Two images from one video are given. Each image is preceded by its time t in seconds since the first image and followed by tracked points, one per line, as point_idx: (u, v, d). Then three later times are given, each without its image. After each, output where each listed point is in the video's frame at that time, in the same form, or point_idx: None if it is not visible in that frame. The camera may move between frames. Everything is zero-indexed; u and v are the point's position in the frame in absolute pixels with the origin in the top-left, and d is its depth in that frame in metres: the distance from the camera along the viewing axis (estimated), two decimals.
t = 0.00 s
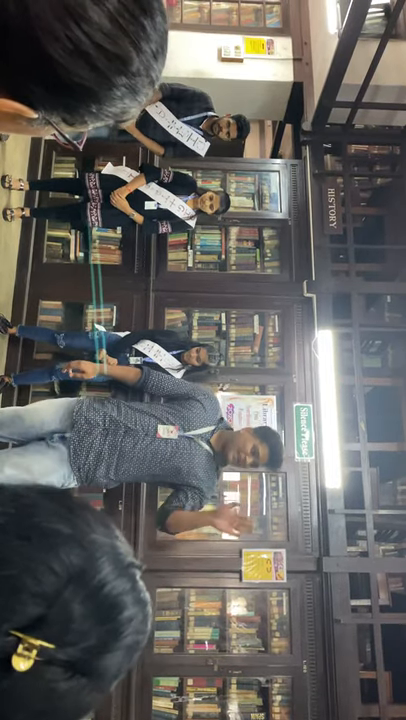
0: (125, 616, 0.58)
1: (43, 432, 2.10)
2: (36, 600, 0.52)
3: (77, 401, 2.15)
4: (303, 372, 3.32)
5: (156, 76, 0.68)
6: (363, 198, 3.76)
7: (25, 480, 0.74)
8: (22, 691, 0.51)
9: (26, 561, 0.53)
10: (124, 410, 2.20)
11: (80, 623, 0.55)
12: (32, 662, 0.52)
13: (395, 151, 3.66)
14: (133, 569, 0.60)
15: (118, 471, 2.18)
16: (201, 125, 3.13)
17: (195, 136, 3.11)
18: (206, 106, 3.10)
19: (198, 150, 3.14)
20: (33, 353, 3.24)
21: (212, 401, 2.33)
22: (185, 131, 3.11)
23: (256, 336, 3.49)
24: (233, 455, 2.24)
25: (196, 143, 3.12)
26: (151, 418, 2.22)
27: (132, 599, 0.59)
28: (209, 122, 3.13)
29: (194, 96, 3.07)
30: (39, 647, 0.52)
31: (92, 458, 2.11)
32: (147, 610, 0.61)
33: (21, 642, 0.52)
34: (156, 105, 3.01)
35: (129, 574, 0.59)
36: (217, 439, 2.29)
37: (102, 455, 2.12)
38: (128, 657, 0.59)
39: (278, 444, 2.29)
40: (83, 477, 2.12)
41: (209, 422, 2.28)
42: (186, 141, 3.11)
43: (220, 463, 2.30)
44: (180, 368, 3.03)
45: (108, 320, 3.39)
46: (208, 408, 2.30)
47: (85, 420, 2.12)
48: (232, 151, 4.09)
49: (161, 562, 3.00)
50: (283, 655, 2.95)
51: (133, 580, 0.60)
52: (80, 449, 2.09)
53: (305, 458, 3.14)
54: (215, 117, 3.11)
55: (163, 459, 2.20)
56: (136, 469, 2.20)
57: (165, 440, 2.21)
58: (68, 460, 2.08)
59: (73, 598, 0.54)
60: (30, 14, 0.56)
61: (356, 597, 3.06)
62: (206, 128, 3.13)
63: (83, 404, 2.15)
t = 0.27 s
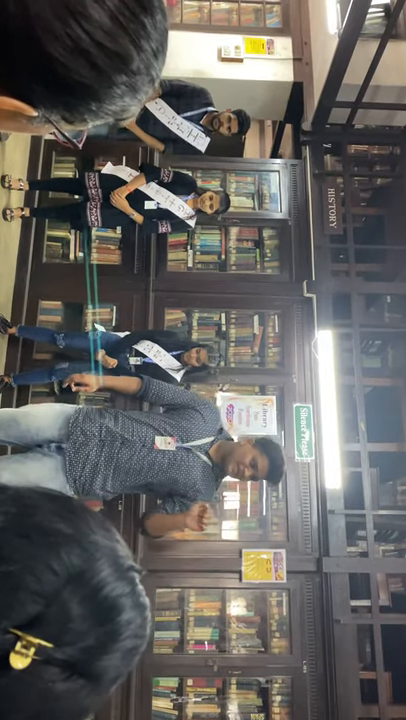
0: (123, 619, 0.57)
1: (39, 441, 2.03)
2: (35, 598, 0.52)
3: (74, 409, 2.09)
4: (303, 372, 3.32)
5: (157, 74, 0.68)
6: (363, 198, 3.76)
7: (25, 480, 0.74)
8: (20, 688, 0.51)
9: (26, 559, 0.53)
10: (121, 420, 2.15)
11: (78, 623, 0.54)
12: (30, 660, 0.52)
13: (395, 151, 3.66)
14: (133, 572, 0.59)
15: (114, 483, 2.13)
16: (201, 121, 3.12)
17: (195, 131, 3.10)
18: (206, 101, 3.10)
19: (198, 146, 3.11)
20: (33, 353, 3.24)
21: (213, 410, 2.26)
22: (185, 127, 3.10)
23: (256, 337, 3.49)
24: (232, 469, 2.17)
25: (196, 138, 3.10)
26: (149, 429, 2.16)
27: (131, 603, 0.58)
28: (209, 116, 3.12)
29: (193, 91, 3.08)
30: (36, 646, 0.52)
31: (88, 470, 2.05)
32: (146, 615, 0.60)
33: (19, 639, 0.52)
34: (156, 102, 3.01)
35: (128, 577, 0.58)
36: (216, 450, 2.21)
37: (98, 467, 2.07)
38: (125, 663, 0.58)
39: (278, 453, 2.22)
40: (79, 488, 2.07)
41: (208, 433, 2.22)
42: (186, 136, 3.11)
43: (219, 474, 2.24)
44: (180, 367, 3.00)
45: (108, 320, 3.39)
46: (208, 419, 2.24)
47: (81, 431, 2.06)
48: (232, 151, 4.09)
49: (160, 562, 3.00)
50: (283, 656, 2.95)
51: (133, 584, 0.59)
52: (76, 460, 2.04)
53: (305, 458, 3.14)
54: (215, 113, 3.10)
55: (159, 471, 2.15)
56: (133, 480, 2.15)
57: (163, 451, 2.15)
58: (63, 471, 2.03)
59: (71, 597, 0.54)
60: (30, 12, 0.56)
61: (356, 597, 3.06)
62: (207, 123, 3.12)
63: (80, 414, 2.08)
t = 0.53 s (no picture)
0: (124, 623, 0.57)
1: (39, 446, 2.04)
2: (35, 601, 0.52)
3: (72, 415, 2.09)
4: (303, 372, 3.32)
5: (158, 74, 0.68)
6: (364, 198, 3.75)
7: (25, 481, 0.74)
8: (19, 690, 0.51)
9: (26, 559, 0.53)
10: (121, 425, 2.13)
11: (78, 626, 0.54)
12: (28, 662, 0.52)
13: (395, 152, 3.66)
14: (134, 576, 0.59)
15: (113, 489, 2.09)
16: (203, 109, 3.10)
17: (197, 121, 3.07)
18: (207, 90, 3.11)
19: (201, 135, 3.07)
20: (33, 353, 3.24)
21: (212, 415, 2.28)
22: (187, 118, 3.06)
23: (256, 337, 3.49)
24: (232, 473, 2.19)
25: (198, 128, 3.07)
26: (149, 434, 2.14)
27: (132, 606, 0.58)
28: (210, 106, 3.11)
29: (194, 80, 3.08)
30: (35, 648, 0.52)
31: (88, 476, 2.03)
32: (147, 618, 0.60)
33: (17, 642, 0.51)
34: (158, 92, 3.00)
35: (129, 580, 0.58)
36: (217, 455, 2.23)
37: (98, 473, 2.05)
38: (126, 668, 0.58)
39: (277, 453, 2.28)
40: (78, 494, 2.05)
41: (208, 438, 2.23)
42: (188, 126, 3.07)
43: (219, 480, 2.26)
44: (181, 368, 3.01)
45: (108, 320, 3.38)
46: (208, 424, 2.24)
47: (80, 436, 2.05)
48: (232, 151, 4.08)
49: (161, 562, 2.99)
50: (283, 656, 2.95)
51: (134, 587, 0.58)
52: (75, 466, 2.02)
53: (305, 458, 3.14)
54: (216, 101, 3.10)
55: (160, 477, 2.13)
56: (132, 486, 2.12)
57: (163, 457, 2.13)
58: (62, 476, 2.02)
59: (71, 601, 0.54)
60: (31, 11, 0.56)
61: (357, 598, 3.06)
62: (208, 112, 3.11)
63: (79, 420, 2.07)
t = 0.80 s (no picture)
0: (126, 627, 0.57)
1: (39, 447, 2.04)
2: (37, 605, 0.52)
3: (73, 416, 2.08)
4: (304, 373, 3.32)
5: (159, 74, 0.68)
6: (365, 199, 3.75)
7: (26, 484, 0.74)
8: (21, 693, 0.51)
9: (29, 563, 0.53)
10: (122, 426, 2.13)
11: (80, 630, 0.54)
12: (31, 667, 0.51)
13: (396, 152, 3.66)
14: (136, 580, 0.59)
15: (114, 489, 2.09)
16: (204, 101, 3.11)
17: (198, 113, 3.07)
18: (207, 79, 3.10)
19: (202, 125, 3.06)
20: (34, 354, 3.24)
21: (213, 416, 2.29)
22: (188, 109, 3.06)
23: (257, 338, 3.49)
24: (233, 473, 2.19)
25: (200, 119, 3.06)
26: (149, 435, 2.15)
27: (134, 610, 0.58)
28: (212, 95, 3.11)
29: (194, 71, 3.08)
30: (38, 653, 0.52)
31: (88, 477, 2.03)
32: (148, 622, 0.60)
33: (20, 646, 0.51)
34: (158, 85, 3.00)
35: (131, 584, 0.58)
36: (217, 455, 2.24)
37: (98, 473, 2.04)
38: (128, 671, 0.58)
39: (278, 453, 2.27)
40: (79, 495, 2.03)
41: (209, 438, 2.24)
42: (190, 118, 3.06)
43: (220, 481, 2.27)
44: (181, 369, 2.98)
45: (109, 321, 3.39)
46: (209, 425, 2.25)
47: (81, 437, 2.04)
48: (233, 152, 4.08)
49: (161, 563, 2.99)
50: (284, 657, 2.94)
51: (137, 591, 0.59)
52: (76, 466, 2.01)
53: (306, 459, 3.14)
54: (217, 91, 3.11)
55: (160, 477, 2.13)
56: (133, 487, 2.12)
57: (163, 457, 2.13)
58: (63, 477, 2.01)
59: (74, 604, 0.54)
60: (33, 12, 0.56)
61: (357, 599, 3.05)
62: (209, 103, 3.11)
63: (79, 421, 2.07)
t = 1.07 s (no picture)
0: (127, 629, 0.57)
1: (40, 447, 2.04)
2: (38, 608, 0.52)
3: (74, 416, 2.09)
4: (305, 374, 3.32)
5: (159, 76, 0.68)
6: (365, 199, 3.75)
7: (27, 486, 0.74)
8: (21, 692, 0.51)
9: (31, 566, 0.52)
10: (122, 427, 2.14)
11: (81, 634, 0.54)
12: (32, 669, 0.52)
13: (396, 153, 3.66)
14: (137, 583, 0.59)
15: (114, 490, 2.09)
16: (204, 105, 3.09)
17: (198, 116, 3.07)
18: (209, 84, 3.10)
19: (202, 130, 3.07)
20: (35, 355, 3.24)
21: (213, 418, 2.30)
22: (188, 113, 3.07)
23: (257, 339, 3.49)
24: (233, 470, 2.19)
25: (200, 123, 3.07)
26: (150, 435, 2.15)
27: (134, 612, 0.58)
28: (212, 100, 3.09)
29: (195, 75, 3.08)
30: (39, 656, 0.52)
31: (88, 476, 2.03)
32: (148, 624, 0.60)
33: (21, 649, 0.51)
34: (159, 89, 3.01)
35: (132, 586, 0.58)
36: (217, 455, 2.24)
37: (98, 473, 2.04)
38: (128, 673, 0.58)
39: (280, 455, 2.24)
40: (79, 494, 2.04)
41: (209, 439, 2.24)
42: (190, 122, 3.08)
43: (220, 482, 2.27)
44: (182, 371, 2.98)
45: (109, 322, 3.40)
46: (209, 425, 2.26)
47: (81, 436, 2.05)
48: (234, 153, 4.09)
49: (162, 564, 2.99)
50: (284, 658, 2.94)
51: (138, 594, 0.59)
52: (76, 466, 2.02)
53: (307, 461, 3.14)
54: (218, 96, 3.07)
55: (161, 477, 2.12)
56: (133, 487, 2.12)
57: (164, 457, 2.13)
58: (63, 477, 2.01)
59: (75, 607, 0.54)
60: (33, 16, 0.56)
61: (358, 600, 3.06)
62: (210, 107, 3.09)
63: (80, 421, 2.07)
